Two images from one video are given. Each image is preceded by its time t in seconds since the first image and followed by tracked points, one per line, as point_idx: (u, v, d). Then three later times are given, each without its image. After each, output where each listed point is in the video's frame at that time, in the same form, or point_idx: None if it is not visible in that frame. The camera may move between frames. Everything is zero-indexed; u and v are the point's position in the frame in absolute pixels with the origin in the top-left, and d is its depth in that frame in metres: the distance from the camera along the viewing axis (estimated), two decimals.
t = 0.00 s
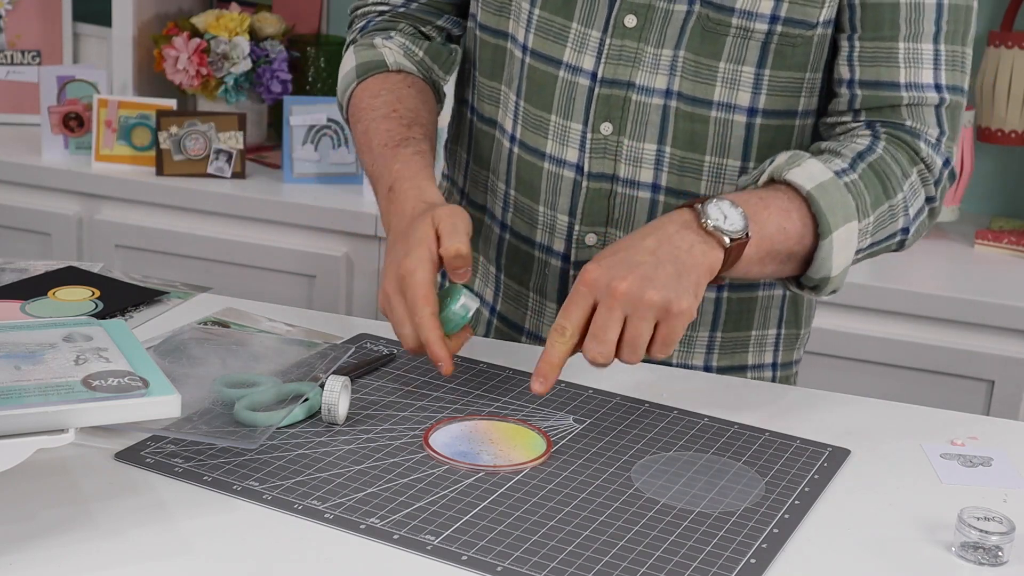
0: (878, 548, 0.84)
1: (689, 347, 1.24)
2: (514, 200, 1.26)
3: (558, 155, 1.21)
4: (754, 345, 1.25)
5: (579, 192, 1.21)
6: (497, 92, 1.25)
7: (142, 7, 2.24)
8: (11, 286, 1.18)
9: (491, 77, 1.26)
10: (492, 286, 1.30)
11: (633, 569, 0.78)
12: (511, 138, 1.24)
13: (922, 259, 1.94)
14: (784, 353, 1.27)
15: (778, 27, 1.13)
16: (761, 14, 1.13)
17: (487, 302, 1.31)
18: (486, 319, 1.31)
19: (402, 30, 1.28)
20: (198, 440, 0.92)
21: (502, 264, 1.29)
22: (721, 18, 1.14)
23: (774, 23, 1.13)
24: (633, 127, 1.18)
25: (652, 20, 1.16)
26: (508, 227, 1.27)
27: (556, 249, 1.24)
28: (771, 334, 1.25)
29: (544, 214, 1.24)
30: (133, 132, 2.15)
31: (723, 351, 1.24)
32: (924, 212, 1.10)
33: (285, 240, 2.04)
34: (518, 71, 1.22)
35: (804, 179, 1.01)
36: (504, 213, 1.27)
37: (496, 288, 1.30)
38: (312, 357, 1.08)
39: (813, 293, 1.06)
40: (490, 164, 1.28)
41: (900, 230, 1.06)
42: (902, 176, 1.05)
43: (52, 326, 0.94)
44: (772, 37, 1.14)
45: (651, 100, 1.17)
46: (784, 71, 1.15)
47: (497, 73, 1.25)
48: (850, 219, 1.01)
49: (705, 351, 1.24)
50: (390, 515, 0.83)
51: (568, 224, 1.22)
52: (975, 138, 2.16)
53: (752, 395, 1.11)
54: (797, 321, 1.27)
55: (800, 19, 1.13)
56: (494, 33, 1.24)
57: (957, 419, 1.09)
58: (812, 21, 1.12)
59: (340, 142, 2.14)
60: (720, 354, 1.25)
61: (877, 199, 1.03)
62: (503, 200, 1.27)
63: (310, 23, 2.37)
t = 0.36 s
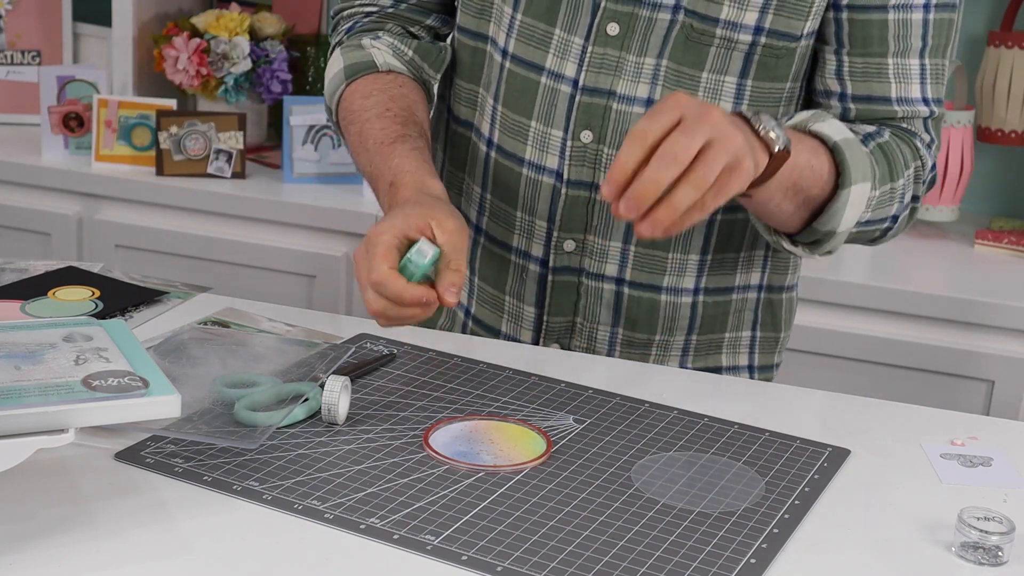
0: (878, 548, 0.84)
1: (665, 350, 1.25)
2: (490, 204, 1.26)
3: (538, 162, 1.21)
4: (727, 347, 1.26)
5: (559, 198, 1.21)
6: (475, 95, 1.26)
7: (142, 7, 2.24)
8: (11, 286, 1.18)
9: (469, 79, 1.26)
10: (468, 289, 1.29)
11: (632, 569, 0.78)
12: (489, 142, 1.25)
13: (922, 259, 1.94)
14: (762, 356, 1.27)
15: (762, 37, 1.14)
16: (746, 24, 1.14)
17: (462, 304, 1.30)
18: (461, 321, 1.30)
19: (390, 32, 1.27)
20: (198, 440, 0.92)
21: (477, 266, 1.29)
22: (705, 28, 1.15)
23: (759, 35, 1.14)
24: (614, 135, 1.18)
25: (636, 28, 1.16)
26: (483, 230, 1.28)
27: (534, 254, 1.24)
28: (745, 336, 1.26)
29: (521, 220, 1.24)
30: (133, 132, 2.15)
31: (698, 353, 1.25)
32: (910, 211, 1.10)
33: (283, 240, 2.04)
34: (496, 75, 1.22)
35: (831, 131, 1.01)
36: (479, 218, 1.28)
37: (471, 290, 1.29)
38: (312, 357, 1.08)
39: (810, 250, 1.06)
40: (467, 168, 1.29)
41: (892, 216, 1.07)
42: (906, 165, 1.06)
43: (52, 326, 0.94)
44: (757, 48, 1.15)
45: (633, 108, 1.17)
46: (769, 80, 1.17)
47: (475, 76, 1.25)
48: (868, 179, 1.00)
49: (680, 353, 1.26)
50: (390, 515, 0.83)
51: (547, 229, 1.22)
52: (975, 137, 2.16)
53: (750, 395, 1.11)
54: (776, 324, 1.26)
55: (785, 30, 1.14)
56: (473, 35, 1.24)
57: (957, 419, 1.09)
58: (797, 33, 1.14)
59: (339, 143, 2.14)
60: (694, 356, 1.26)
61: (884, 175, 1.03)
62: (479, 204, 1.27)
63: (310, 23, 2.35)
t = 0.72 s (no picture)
0: (878, 548, 0.84)
1: (654, 353, 1.25)
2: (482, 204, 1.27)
3: (530, 161, 1.21)
4: (715, 357, 1.26)
5: (549, 198, 1.21)
6: (467, 95, 1.26)
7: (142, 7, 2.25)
8: (11, 286, 1.18)
9: (462, 78, 1.25)
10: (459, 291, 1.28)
11: (632, 569, 0.78)
12: (481, 141, 1.25)
13: (922, 259, 1.94)
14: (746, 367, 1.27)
15: (750, 41, 1.14)
16: (735, 27, 1.14)
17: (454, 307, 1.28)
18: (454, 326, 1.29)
19: (386, 16, 1.26)
20: (198, 440, 0.92)
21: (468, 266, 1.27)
22: (696, 29, 1.15)
23: (748, 37, 1.14)
24: (606, 136, 1.19)
25: (628, 28, 1.16)
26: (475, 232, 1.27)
27: (522, 256, 1.24)
28: (731, 350, 1.26)
29: (510, 222, 1.24)
30: (133, 132, 2.15)
31: (688, 362, 1.26)
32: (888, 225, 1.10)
33: (283, 239, 2.04)
34: (490, 73, 1.22)
35: (800, 164, 1.01)
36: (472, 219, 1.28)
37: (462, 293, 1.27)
38: (312, 357, 1.08)
39: (787, 277, 1.07)
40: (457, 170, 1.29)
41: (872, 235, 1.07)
42: (879, 181, 1.06)
43: (52, 326, 0.94)
44: (745, 51, 1.15)
45: (625, 107, 1.18)
46: (756, 84, 1.16)
47: (468, 75, 1.25)
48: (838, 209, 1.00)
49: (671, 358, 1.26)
50: (390, 515, 0.83)
51: (537, 230, 1.23)
52: (975, 137, 2.16)
53: (750, 394, 1.11)
54: (765, 337, 1.27)
55: (774, 34, 1.14)
56: (465, 32, 1.24)
57: (957, 419, 1.09)
58: (786, 37, 1.13)
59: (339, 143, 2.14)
60: (685, 362, 1.26)
61: (857, 200, 1.03)
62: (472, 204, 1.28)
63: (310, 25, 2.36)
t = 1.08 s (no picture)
0: (877, 548, 0.84)
1: (670, 348, 1.25)
2: (493, 202, 1.26)
3: (542, 157, 1.21)
4: (733, 349, 1.27)
5: (563, 194, 1.21)
6: (473, 93, 1.25)
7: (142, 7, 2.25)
8: (11, 286, 1.18)
9: (468, 77, 1.25)
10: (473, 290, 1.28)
11: (632, 569, 0.78)
12: (492, 140, 1.24)
13: (923, 259, 1.94)
14: (762, 357, 1.29)
15: (759, 30, 1.14)
16: (742, 17, 1.14)
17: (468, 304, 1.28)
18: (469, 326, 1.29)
19: (381, 16, 1.25)
20: (198, 440, 0.92)
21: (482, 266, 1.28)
22: (704, 20, 1.15)
23: (755, 27, 1.14)
24: (617, 129, 1.19)
25: (636, 23, 1.16)
26: (488, 230, 1.28)
27: (538, 252, 1.24)
28: (749, 338, 1.28)
29: (525, 217, 1.24)
30: (133, 132, 2.15)
31: (703, 354, 1.26)
32: (893, 205, 1.13)
33: (284, 239, 2.04)
34: (499, 71, 1.22)
35: (801, 141, 1.04)
36: (483, 217, 1.28)
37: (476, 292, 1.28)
38: (312, 357, 1.08)
39: (789, 256, 1.10)
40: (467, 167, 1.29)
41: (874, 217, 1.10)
42: (883, 162, 1.08)
43: (52, 326, 0.94)
44: (754, 41, 1.15)
45: (635, 102, 1.18)
46: (766, 73, 1.17)
47: (474, 74, 1.24)
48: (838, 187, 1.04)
49: (686, 354, 1.26)
50: (390, 515, 0.83)
51: (552, 226, 1.22)
52: (975, 137, 2.16)
53: (751, 394, 1.11)
54: (774, 325, 1.29)
55: (782, 22, 1.14)
56: (469, 32, 1.24)
57: (957, 419, 1.09)
58: (793, 25, 1.14)
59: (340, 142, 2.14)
60: (700, 357, 1.26)
61: (859, 177, 1.06)
62: (482, 203, 1.27)
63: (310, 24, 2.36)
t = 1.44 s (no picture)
0: (877, 548, 0.84)
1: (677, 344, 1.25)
2: (505, 208, 1.27)
3: (555, 162, 1.22)
4: (742, 342, 1.27)
5: (578, 198, 1.22)
6: (479, 101, 1.25)
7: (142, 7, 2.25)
8: (11, 286, 1.18)
9: (473, 86, 1.25)
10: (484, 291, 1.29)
11: (632, 569, 0.78)
12: (502, 147, 1.24)
13: (924, 259, 1.94)
14: (770, 350, 1.29)
15: (768, 28, 1.15)
16: (752, 16, 1.15)
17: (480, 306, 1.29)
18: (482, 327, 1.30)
19: (389, 32, 1.26)
20: (198, 440, 0.92)
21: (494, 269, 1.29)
22: (713, 20, 1.15)
23: (764, 25, 1.15)
24: (628, 130, 1.19)
25: (644, 24, 1.16)
26: (500, 234, 1.28)
27: (553, 255, 1.24)
28: (757, 330, 1.28)
29: (540, 222, 1.24)
30: (133, 132, 2.15)
31: (716, 349, 1.26)
32: (900, 199, 1.15)
33: (284, 239, 2.04)
34: (507, 79, 1.22)
35: (794, 161, 1.07)
36: (494, 222, 1.28)
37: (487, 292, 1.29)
38: (312, 357, 1.08)
39: (797, 269, 1.12)
40: (477, 173, 1.28)
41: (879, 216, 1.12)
42: (884, 163, 1.11)
43: (52, 326, 0.94)
44: (763, 39, 1.16)
45: (645, 103, 1.18)
46: (774, 71, 1.17)
47: (479, 83, 1.25)
48: (836, 201, 1.07)
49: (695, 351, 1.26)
50: (390, 515, 0.83)
51: (566, 229, 1.23)
52: (975, 137, 2.16)
53: (752, 395, 1.11)
54: (781, 316, 1.29)
55: (790, 19, 1.15)
56: (475, 41, 1.24)
57: (956, 419, 1.09)
58: (801, 22, 1.15)
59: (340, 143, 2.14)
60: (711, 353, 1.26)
61: (859, 184, 1.09)
62: (494, 210, 1.27)
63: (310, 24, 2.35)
